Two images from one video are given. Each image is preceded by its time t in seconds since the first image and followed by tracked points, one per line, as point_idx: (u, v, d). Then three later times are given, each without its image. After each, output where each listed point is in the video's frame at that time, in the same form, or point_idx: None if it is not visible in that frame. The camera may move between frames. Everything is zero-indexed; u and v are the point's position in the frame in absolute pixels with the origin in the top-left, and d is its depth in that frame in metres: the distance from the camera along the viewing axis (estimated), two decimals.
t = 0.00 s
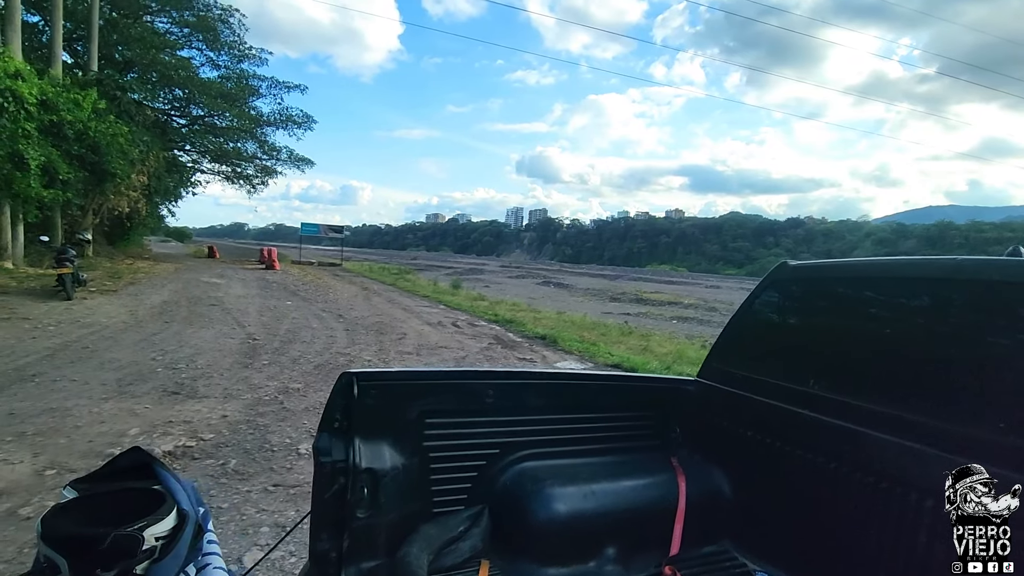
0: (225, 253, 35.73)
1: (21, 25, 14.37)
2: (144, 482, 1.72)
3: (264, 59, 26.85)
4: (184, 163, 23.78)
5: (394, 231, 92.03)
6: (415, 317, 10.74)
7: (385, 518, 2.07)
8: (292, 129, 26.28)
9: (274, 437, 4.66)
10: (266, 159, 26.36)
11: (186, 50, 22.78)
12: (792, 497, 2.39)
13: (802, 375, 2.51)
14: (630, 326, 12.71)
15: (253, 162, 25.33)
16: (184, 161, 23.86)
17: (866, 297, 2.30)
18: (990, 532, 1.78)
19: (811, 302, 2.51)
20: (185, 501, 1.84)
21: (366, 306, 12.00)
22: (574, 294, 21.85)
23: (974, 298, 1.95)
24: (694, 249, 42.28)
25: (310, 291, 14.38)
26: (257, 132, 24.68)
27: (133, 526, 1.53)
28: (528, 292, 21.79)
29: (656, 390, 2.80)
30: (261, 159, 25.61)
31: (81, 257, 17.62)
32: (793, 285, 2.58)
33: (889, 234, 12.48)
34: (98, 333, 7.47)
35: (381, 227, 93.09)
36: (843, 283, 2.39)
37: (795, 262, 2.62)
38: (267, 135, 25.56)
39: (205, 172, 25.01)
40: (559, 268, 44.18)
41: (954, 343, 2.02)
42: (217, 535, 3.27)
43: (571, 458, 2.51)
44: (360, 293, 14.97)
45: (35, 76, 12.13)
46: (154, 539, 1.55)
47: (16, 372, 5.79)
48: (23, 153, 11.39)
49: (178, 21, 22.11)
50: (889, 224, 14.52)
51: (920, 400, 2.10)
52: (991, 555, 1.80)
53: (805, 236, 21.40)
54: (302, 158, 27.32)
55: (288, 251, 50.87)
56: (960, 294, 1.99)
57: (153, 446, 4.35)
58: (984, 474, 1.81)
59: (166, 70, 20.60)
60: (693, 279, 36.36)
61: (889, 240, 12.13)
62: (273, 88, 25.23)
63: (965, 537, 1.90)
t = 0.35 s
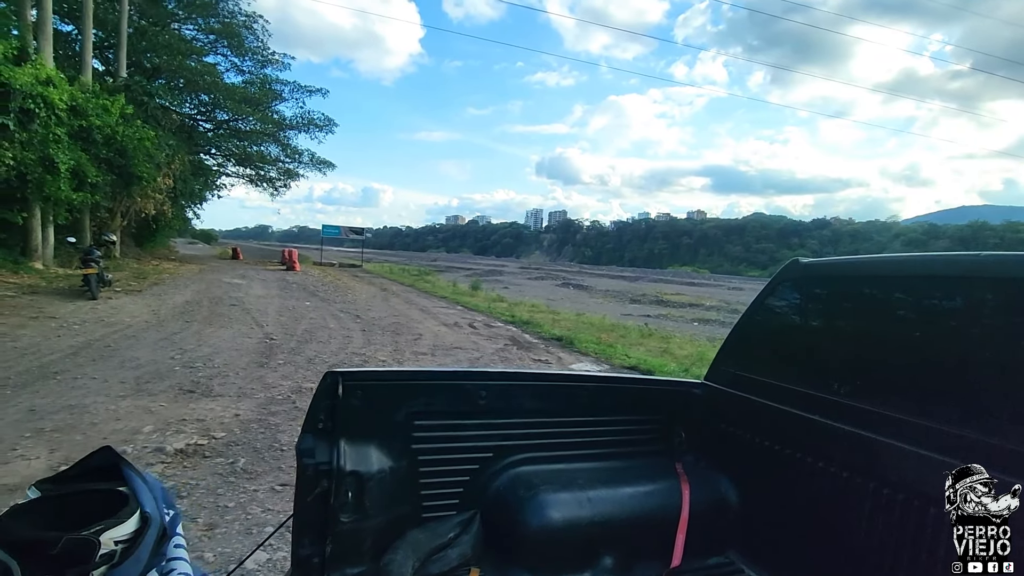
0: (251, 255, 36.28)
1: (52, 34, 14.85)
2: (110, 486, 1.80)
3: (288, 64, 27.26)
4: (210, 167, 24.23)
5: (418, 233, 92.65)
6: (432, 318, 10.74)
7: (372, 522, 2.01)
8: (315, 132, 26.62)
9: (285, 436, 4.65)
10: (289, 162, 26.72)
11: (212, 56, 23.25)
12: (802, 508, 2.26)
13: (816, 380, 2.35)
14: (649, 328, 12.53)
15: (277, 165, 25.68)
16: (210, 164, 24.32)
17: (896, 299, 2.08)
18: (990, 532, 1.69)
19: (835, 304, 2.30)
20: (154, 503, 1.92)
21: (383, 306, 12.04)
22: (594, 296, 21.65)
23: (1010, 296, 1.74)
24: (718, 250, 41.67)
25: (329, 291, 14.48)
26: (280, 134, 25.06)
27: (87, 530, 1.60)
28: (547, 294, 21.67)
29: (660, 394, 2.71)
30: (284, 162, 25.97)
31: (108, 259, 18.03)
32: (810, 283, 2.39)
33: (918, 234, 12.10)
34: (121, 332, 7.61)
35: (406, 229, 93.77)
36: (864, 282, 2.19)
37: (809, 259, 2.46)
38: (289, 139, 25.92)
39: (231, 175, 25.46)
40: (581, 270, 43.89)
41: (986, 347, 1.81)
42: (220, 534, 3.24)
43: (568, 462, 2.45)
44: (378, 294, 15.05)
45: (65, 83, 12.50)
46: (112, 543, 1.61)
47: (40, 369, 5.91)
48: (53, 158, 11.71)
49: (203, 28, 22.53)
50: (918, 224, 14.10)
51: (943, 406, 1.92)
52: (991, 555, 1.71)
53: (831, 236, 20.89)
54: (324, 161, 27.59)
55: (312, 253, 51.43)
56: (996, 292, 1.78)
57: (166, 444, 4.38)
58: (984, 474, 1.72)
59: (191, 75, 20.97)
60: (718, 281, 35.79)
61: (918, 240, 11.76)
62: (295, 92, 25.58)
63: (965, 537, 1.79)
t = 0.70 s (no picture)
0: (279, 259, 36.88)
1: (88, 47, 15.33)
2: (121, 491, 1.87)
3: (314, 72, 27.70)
4: (239, 173, 24.73)
5: (444, 237, 93.23)
6: (454, 322, 10.78)
7: (381, 530, 2.02)
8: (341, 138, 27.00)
9: (306, 439, 4.70)
10: (315, 168, 27.12)
11: (241, 65, 23.75)
12: (823, 523, 2.19)
13: (839, 390, 2.25)
14: (673, 332, 12.40)
15: (303, 171, 25.96)
16: (239, 171, 24.81)
17: (930, 306, 1.93)
18: (990, 532, 1.69)
19: (868, 311, 2.15)
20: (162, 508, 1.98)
21: (406, 310, 12.13)
22: (618, 299, 21.48)
23: None
24: (745, 253, 41.08)
25: (353, 295, 14.62)
26: (306, 141, 25.39)
27: (94, 535, 1.65)
28: (570, 297, 21.55)
29: (676, 402, 2.67)
30: (310, 168, 26.30)
31: (141, 263, 18.50)
32: (838, 288, 2.26)
33: (951, 236, 11.75)
34: (151, 336, 7.79)
35: (432, 234, 94.47)
36: (896, 287, 2.04)
37: (831, 264, 2.35)
38: (315, 145, 26.29)
39: (259, 181, 25.94)
40: (606, 273, 43.59)
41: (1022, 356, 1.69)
42: (240, 536, 3.28)
43: (580, 473, 2.44)
44: (401, 298, 15.18)
45: (102, 93, 12.92)
46: (119, 550, 1.66)
47: (74, 371, 6.08)
48: (90, 166, 12.07)
49: (233, 38, 23.05)
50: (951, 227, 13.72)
51: (978, 422, 1.80)
52: (992, 555, 1.70)
53: (862, 238, 20.38)
54: (349, 166, 27.98)
55: (335, 257, 52.33)
56: None
57: (191, 445, 4.46)
58: (983, 473, 1.71)
59: (222, 84, 21.44)
60: (745, 285, 35.22)
61: (952, 242, 11.43)
62: (321, 100, 25.98)
63: (965, 538, 1.78)
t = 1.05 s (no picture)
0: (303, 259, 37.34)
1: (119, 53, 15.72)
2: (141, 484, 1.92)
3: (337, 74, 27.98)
4: (264, 174, 25.11)
5: (466, 236, 93.53)
6: (474, 320, 10.79)
7: (394, 527, 2.03)
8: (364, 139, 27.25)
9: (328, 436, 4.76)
10: (339, 169, 27.40)
11: (266, 67, 24.10)
12: (843, 527, 2.14)
13: (864, 392, 2.20)
14: (697, 332, 12.26)
15: (326, 172, 26.19)
16: (265, 172, 25.20)
17: (965, 304, 1.86)
18: (990, 532, 1.70)
19: (898, 311, 2.09)
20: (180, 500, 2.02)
21: (427, 309, 12.19)
22: (640, 298, 21.28)
23: None
24: (772, 251, 40.42)
25: (376, 294, 14.74)
26: (330, 142, 25.66)
27: (116, 526, 1.70)
28: (592, 296, 21.42)
29: (695, 402, 2.64)
30: (333, 168, 26.55)
31: (170, 263, 18.90)
32: (867, 287, 2.20)
33: (986, 233, 11.41)
34: (179, 334, 7.95)
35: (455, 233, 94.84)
36: (930, 285, 1.98)
37: (858, 262, 2.30)
38: (338, 146, 26.56)
39: (285, 182, 26.30)
40: (629, 272, 43.23)
41: None
42: (263, 529, 3.32)
43: (596, 472, 2.43)
44: (423, 296, 15.25)
45: (132, 98, 13.25)
46: (139, 541, 1.71)
47: (105, 368, 6.23)
48: (122, 168, 12.37)
49: (258, 41, 23.41)
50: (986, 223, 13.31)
51: (1009, 425, 1.74)
52: (991, 555, 1.71)
53: (893, 235, 19.89)
54: (373, 167, 28.23)
55: (358, 256, 52.82)
56: None
57: (216, 441, 4.54)
58: (983, 474, 1.74)
59: (247, 87, 21.82)
60: (772, 284, 34.62)
61: (986, 238, 11.10)
62: (344, 100, 26.24)
63: (965, 539, 1.79)
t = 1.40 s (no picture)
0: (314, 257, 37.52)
1: (131, 54, 15.87)
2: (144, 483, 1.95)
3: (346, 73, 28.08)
4: (275, 173, 25.27)
5: (476, 234, 93.61)
6: (483, 317, 10.80)
7: (397, 525, 2.04)
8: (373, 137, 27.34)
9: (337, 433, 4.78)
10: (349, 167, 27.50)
11: (276, 67, 24.23)
12: (852, 527, 2.11)
13: (876, 389, 2.17)
14: (707, 328, 12.18)
15: (336, 170, 26.30)
16: (275, 171, 25.36)
17: (981, 300, 1.82)
18: (990, 532, 1.71)
19: (913, 307, 2.05)
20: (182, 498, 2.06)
21: (436, 306, 12.20)
22: (651, 295, 21.18)
23: None
24: (784, 247, 40.08)
25: (385, 292, 14.78)
26: (339, 141, 25.76)
27: (118, 525, 1.73)
28: (602, 293, 21.34)
29: (701, 400, 2.61)
30: (343, 167, 26.66)
31: (183, 262, 19.07)
32: (879, 282, 2.17)
33: (1001, 227, 11.24)
34: (191, 332, 8.02)
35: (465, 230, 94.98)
36: (946, 281, 1.93)
37: (870, 257, 2.26)
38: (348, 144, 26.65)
39: (295, 181, 26.43)
40: (640, 268, 43.07)
41: None
42: (272, 526, 3.34)
43: (601, 471, 2.42)
44: (432, 294, 15.27)
45: (144, 98, 13.39)
46: (141, 539, 1.74)
47: (119, 366, 6.30)
48: (134, 168, 12.51)
49: (268, 41, 23.55)
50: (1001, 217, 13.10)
51: None
52: (991, 555, 1.72)
53: (907, 230, 19.64)
54: (382, 165, 28.31)
55: (368, 255, 53.04)
56: None
57: (227, 438, 4.57)
58: (983, 473, 1.74)
59: (258, 86, 21.97)
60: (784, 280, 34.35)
61: (1002, 233, 10.94)
62: (354, 99, 26.33)
63: (965, 539, 1.80)
